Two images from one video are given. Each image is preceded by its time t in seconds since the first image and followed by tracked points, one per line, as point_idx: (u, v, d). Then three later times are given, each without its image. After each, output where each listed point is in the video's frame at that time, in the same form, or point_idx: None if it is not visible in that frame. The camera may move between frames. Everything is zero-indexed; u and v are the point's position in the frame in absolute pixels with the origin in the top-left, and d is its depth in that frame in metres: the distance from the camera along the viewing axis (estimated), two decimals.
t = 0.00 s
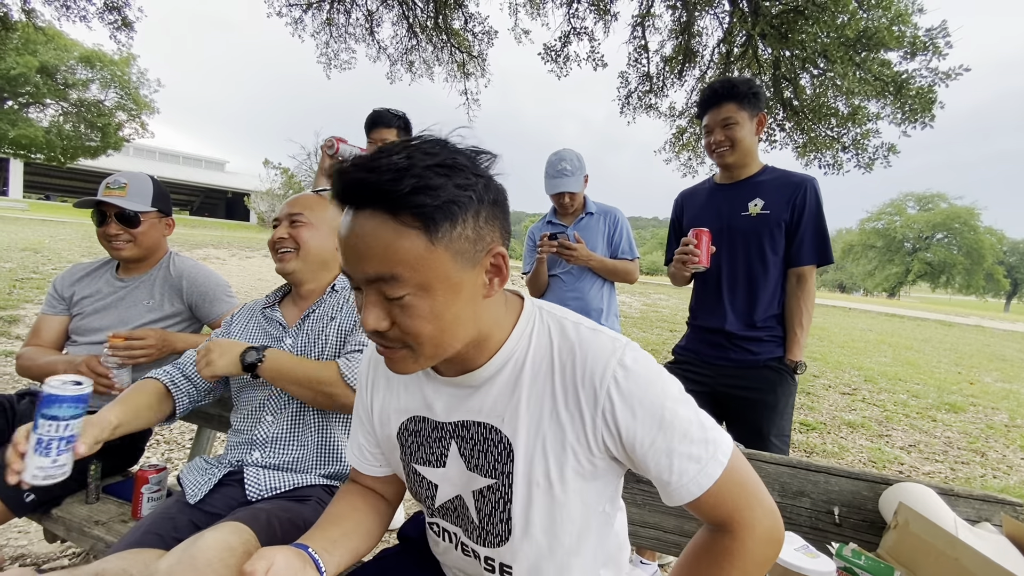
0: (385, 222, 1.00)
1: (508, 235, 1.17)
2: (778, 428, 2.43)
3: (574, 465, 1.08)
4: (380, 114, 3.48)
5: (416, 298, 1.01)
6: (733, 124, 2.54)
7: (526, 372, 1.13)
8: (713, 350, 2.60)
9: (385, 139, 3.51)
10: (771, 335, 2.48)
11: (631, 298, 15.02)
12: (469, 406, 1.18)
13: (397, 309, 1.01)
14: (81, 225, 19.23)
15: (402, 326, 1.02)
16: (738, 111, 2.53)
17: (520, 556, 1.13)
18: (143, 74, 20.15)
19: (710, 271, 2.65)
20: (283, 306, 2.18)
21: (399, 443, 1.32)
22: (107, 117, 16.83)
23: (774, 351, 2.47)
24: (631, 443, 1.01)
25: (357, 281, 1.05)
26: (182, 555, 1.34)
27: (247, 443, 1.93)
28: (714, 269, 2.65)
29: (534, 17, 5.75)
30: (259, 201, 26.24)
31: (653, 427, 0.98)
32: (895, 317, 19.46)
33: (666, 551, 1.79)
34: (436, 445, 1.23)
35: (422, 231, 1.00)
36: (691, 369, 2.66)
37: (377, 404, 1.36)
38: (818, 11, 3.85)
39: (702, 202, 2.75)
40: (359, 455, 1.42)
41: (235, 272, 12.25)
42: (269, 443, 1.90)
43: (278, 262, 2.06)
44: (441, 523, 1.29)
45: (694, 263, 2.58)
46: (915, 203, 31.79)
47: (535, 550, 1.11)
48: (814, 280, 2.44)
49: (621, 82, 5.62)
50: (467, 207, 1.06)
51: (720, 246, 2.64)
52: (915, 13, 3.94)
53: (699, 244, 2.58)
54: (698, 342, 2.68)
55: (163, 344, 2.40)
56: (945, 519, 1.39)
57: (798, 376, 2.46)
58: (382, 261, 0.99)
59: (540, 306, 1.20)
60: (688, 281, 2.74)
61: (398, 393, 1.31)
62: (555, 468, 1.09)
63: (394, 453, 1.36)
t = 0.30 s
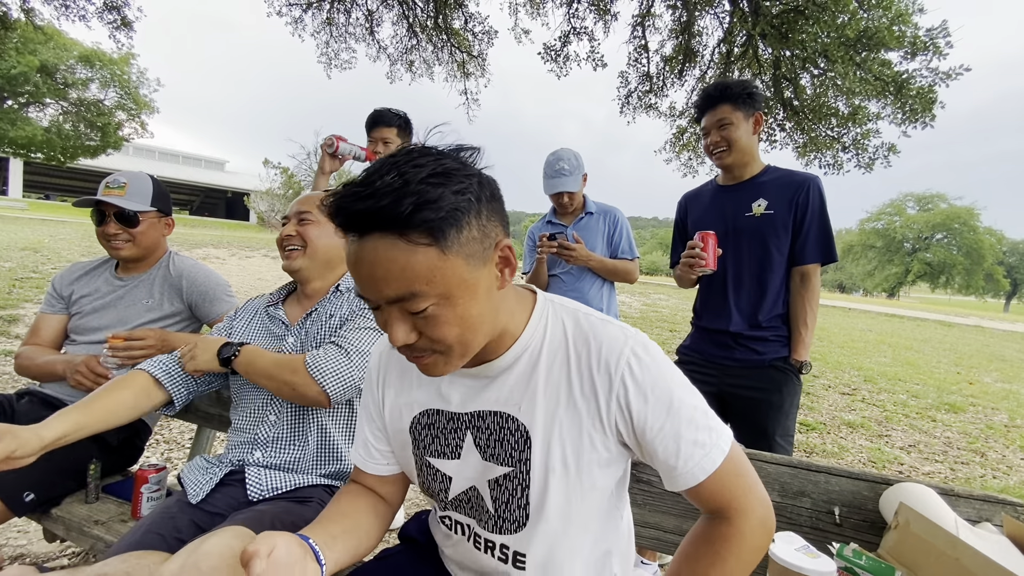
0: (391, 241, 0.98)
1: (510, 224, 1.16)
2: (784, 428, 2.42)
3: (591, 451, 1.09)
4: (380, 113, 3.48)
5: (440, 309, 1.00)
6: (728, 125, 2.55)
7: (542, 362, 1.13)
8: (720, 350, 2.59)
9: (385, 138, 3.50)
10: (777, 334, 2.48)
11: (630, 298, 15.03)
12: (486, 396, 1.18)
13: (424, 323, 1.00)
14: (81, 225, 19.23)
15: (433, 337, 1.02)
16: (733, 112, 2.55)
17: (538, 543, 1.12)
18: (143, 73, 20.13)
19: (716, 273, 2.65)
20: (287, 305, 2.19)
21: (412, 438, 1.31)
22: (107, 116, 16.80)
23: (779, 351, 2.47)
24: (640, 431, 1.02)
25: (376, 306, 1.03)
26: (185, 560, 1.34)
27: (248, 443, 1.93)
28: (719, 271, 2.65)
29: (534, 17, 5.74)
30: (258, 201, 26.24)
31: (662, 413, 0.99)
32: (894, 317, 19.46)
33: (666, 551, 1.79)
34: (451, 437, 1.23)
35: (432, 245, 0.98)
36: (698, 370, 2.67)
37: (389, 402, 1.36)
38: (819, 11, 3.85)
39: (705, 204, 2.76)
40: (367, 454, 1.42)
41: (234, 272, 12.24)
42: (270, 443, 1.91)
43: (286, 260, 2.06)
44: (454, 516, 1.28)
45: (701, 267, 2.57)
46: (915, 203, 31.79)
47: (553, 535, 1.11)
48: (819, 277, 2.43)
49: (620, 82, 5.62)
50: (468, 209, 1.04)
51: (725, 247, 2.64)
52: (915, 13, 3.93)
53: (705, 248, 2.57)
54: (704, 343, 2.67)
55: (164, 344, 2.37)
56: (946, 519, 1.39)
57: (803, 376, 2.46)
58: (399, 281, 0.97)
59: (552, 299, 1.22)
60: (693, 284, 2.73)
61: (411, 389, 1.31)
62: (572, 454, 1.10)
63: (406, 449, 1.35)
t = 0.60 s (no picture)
0: (437, 192, 1.09)
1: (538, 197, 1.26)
2: (784, 428, 2.42)
3: (601, 420, 1.16)
4: (380, 113, 3.48)
5: (474, 255, 1.08)
6: (725, 125, 2.55)
7: (563, 335, 1.21)
8: (720, 350, 2.58)
9: (384, 138, 3.51)
10: (777, 334, 2.48)
11: (630, 298, 15.02)
12: (506, 366, 1.24)
13: (459, 269, 1.08)
14: (81, 224, 19.21)
15: (466, 282, 1.09)
16: (729, 112, 2.54)
17: (551, 506, 1.15)
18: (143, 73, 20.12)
19: (715, 273, 2.64)
20: (287, 305, 2.19)
21: (430, 410, 1.33)
22: (107, 115, 16.79)
23: (780, 351, 2.47)
24: (648, 400, 1.14)
25: (416, 252, 1.12)
26: (181, 556, 1.34)
27: (248, 442, 1.92)
28: (720, 272, 2.64)
29: (533, 17, 5.74)
30: (258, 201, 26.24)
31: (661, 390, 1.14)
32: (894, 317, 19.45)
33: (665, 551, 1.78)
34: (469, 405, 1.26)
35: (470, 195, 1.08)
36: (696, 370, 2.66)
37: (412, 372, 1.38)
38: (818, 11, 3.84)
39: (705, 204, 2.75)
40: (382, 431, 1.41)
41: (234, 272, 12.23)
42: (270, 443, 1.90)
43: (286, 260, 2.06)
44: (464, 492, 1.28)
45: (700, 267, 2.56)
46: (915, 203, 31.76)
47: (562, 502, 1.15)
48: (819, 276, 2.43)
49: (620, 82, 5.61)
50: (503, 169, 1.14)
51: (725, 248, 2.64)
52: (915, 13, 3.92)
53: (704, 248, 2.56)
54: (703, 342, 2.67)
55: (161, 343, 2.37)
56: (944, 519, 1.39)
57: (804, 375, 2.46)
58: (441, 226, 1.07)
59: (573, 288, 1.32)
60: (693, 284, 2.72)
61: (434, 360, 1.35)
62: (585, 421, 1.16)
63: (422, 423, 1.35)
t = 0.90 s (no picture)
0: (473, 180, 1.24)
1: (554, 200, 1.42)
2: (786, 428, 2.42)
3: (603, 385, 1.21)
4: (379, 112, 3.49)
5: (502, 238, 1.22)
6: (728, 124, 2.54)
7: (571, 313, 1.30)
8: (721, 349, 2.58)
9: (382, 137, 3.51)
10: (778, 333, 2.48)
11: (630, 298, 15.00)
12: (518, 344, 1.32)
13: (488, 251, 1.22)
14: (80, 224, 19.17)
15: (493, 264, 1.22)
16: (732, 111, 2.53)
17: (562, 468, 1.19)
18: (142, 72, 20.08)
19: (717, 274, 2.63)
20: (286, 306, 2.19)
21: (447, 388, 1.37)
22: (106, 114, 16.73)
23: (782, 350, 2.46)
24: (639, 361, 1.19)
25: (451, 234, 1.25)
26: (180, 553, 1.34)
27: (246, 442, 1.92)
28: (721, 272, 2.63)
29: (533, 15, 5.73)
30: (258, 200, 26.20)
31: (659, 353, 1.18)
32: (894, 317, 19.43)
33: (664, 550, 1.78)
34: (485, 379, 1.32)
35: (503, 186, 1.23)
36: (697, 369, 2.66)
37: (431, 356, 1.44)
38: (819, 10, 3.84)
39: (704, 204, 2.75)
40: (398, 411, 1.44)
41: (234, 271, 12.21)
42: (268, 443, 1.89)
43: (280, 261, 2.07)
44: (477, 466, 1.29)
45: (701, 267, 2.54)
46: (915, 203, 31.73)
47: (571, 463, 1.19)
48: (819, 274, 2.43)
49: (620, 81, 5.60)
50: (531, 170, 1.30)
51: (726, 248, 2.63)
52: (915, 12, 3.91)
53: (705, 249, 2.54)
54: (705, 341, 2.67)
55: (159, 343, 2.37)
56: (943, 518, 1.39)
57: (804, 375, 2.46)
58: (477, 209, 1.22)
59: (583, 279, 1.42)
60: (693, 285, 2.72)
61: (452, 343, 1.42)
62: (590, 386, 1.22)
63: (438, 402, 1.39)
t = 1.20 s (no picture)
0: (503, 161, 1.34)
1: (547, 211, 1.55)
2: (788, 429, 2.41)
3: (598, 378, 1.21)
4: (371, 112, 3.44)
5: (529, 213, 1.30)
6: (738, 122, 2.53)
7: (561, 311, 1.31)
8: (723, 352, 2.58)
9: (375, 138, 3.49)
10: (781, 335, 2.47)
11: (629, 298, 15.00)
12: (511, 341, 1.31)
13: (515, 221, 1.28)
14: (79, 224, 19.16)
15: (519, 235, 1.28)
16: (743, 110, 2.53)
17: (559, 463, 1.19)
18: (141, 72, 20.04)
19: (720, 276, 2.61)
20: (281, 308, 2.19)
21: (442, 390, 1.36)
22: (105, 114, 16.69)
23: (785, 352, 2.47)
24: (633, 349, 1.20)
25: (479, 204, 1.30)
26: (174, 560, 1.33)
27: (241, 444, 1.92)
28: (724, 275, 2.62)
29: (532, 15, 5.73)
30: (257, 200, 26.19)
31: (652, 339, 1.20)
32: (893, 317, 19.44)
33: (663, 552, 1.77)
34: (479, 379, 1.31)
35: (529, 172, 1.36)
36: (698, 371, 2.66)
37: (425, 361, 1.43)
38: (818, 10, 3.84)
39: (705, 204, 2.74)
40: (393, 417, 1.43)
41: (234, 271, 12.19)
42: (262, 444, 1.88)
43: (272, 265, 2.08)
44: (474, 467, 1.28)
45: (704, 270, 2.50)
46: (914, 202, 31.74)
47: (568, 458, 1.19)
48: (823, 278, 2.44)
49: (620, 81, 5.60)
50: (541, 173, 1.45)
51: (729, 250, 2.61)
52: (915, 11, 3.90)
53: (708, 250, 2.50)
54: (708, 344, 2.67)
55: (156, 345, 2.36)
56: (943, 522, 1.38)
57: (808, 377, 2.46)
58: (508, 183, 1.30)
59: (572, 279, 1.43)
60: (693, 285, 2.71)
61: (445, 345, 1.41)
62: (583, 380, 1.22)
63: (435, 405, 1.38)
